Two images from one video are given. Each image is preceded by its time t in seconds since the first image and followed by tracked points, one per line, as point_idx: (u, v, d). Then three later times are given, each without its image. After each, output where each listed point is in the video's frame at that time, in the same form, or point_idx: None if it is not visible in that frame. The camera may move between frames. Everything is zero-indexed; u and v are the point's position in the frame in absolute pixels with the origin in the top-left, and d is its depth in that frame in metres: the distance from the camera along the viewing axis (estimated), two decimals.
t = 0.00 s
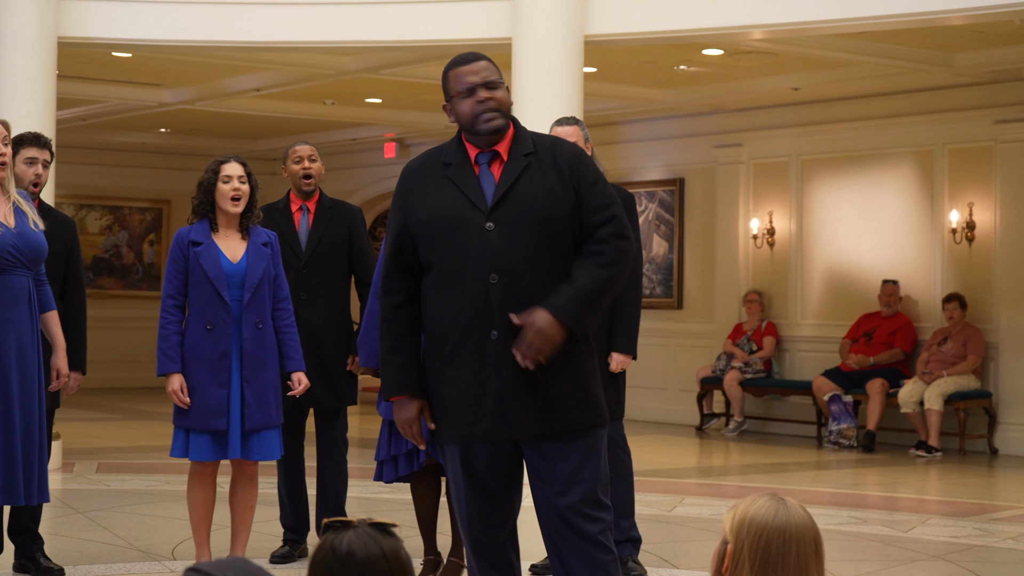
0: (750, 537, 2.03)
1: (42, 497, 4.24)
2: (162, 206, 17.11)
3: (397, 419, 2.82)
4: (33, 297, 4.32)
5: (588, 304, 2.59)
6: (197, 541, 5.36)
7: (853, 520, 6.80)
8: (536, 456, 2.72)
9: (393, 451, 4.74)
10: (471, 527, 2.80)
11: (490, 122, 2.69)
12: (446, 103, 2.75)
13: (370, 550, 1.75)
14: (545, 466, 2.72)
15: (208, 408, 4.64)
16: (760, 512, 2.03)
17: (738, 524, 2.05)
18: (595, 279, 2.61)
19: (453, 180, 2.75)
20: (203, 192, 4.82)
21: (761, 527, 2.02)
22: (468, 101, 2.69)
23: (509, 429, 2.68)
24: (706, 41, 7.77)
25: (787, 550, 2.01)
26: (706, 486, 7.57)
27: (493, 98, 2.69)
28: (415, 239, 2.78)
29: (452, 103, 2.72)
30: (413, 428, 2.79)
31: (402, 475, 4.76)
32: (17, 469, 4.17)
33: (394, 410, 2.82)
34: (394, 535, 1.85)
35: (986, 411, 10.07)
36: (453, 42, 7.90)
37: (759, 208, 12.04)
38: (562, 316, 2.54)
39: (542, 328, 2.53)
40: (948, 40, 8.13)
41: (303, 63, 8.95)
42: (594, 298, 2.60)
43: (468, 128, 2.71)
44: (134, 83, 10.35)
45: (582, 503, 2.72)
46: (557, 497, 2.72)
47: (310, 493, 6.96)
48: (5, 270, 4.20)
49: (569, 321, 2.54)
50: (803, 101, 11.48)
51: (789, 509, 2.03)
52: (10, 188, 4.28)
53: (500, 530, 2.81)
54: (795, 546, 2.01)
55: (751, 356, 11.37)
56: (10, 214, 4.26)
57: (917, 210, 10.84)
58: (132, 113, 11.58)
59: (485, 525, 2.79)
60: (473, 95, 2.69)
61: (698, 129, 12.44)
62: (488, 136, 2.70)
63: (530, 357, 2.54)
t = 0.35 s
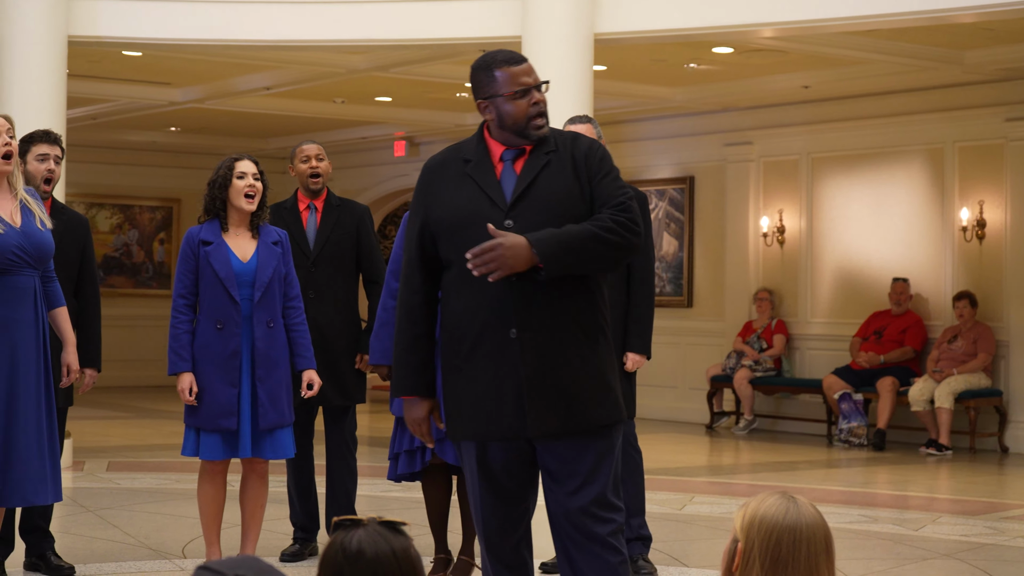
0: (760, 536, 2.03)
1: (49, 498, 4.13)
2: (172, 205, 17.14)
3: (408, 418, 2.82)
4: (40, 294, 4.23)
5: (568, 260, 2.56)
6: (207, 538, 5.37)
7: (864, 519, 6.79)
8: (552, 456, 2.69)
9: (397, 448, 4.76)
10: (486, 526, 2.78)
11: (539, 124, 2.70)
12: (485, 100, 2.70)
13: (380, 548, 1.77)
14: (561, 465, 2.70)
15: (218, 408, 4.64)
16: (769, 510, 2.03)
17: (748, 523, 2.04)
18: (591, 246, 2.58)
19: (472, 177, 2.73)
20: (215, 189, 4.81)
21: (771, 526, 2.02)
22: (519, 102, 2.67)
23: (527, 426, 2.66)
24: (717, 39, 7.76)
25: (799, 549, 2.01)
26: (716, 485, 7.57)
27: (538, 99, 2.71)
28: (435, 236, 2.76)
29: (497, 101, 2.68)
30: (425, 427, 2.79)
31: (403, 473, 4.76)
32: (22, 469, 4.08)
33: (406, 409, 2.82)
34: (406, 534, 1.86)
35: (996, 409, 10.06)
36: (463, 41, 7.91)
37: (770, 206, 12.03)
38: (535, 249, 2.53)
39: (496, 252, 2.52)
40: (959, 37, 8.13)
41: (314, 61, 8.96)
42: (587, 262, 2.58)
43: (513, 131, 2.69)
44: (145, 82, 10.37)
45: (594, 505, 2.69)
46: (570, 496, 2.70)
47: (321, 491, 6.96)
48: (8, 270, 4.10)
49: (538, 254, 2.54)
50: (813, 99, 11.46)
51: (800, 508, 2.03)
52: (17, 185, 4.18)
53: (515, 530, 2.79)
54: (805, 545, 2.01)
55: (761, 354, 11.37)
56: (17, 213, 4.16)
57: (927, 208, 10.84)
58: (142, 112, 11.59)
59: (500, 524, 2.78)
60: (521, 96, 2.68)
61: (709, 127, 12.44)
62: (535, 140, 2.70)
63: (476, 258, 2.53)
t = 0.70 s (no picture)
0: (767, 536, 2.06)
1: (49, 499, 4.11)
2: (180, 205, 17.16)
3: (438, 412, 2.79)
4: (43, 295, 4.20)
5: (626, 274, 2.52)
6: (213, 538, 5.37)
7: (870, 519, 6.79)
8: (572, 456, 2.68)
9: (406, 448, 4.77)
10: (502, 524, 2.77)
11: (572, 110, 2.69)
12: (516, 92, 2.71)
13: (386, 549, 1.78)
14: (579, 467, 2.69)
15: (222, 407, 4.65)
16: (777, 510, 2.07)
17: (755, 524, 2.08)
18: (637, 254, 2.54)
19: (500, 173, 2.71)
20: (224, 188, 4.83)
21: (778, 525, 2.06)
22: (549, 89, 2.67)
23: (549, 426, 2.64)
24: (724, 39, 7.76)
25: (804, 549, 2.04)
26: (722, 485, 7.58)
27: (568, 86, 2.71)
28: (461, 232, 2.73)
29: (528, 91, 2.69)
30: (456, 421, 2.76)
31: (411, 473, 4.75)
32: (23, 471, 4.04)
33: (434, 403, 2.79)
34: (412, 535, 1.85)
35: (1002, 409, 10.06)
36: (470, 40, 7.93)
37: (776, 206, 12.04)
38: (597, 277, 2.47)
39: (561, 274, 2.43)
40: (965, 38, 8.14)
41: (321, 61, 8.98)
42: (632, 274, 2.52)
43: (546, 119, 2.69)
44: (152, 82, 10.39)
45: (612, 508, 2.68)
46: (588, 498, 2.68)
47: (328, 491, 6.97)
48: (11, 271, 4.05)
49: (608, 278, 2.48)
50: (820, 99, 11.46)
51: (806, 508, 2.07)
52: (21, 184, 4.13)
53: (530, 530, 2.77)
54: (812, 546, 2.04)
55: (767, 354, 11.37)
56: (20, 212, 4.10)
57: (933, 208, 10.85)
58: (149, 112, 11.61)
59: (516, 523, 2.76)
60: (552, 83, 2.68)
61: (715, 127, 12.44)
62: (569, 125, 2.69)
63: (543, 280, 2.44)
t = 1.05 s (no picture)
0: (771, 534, 2.12)
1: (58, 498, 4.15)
2: (189, 206, 17.25)
3: (466, 409, 2.81)
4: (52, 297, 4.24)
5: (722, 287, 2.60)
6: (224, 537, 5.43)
7: (875, 517, 6.84)
8: (602, 455, 2.70)
9: (419, 449, 4.83)
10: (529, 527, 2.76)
11: (612, 104, 2.72)
12: (557, 85, 2.75)
13: (393, 546, 1.84)
14: (610, 466, 2.71)
15: (233, 407, 4.71)
16: (781, 509, 2.13)
17: (760, 521, 2.14)
18: (720, 266, 2.61)
19: (539, 169, 2.74)
20: (234, 187, 4.87)
21: (782, 524, 2.11)
22: (590, 82, 2.71)
23: (583, 421, 2.67)
24: (730, 41, 7.81)
25: (809, 547, 2.10)
26: (728, 483, 7.64)
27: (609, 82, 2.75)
28: (499, 228, 2.76)
29: (569, 84, 2.72)
30: (482, 419, 2.77)
31: (426, 473, 4.83)
32: (34, 469, 4.08)
33: (463, 400, 2.81)
34: (419, 533, 1.93)
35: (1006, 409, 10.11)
36: (477, 42, 8.00)
37: (781, 206, 12.09)
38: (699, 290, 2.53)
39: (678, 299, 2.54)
40: (969, 40, 8.19)
41: (331, 63, 9.04)
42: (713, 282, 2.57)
43: (586, 113, 2.72)
44: (162, 84, 10.46)
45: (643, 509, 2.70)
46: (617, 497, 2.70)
47: (337, 489, 7.03)
48: (21, 272, 4.09)
49: (715, 295, 2.56)
50: (825, 100, 11.51)
51: (810, 506, 2.13)
52: (32, 187, 4.20)
53: (556, 531, 2.76)
54: (815, 543, 2.10)
55: (772, 354, 11.42)
56: (32, 215, 4.17)
57: (937, 208, 10.91)
58: (159, 114, 11.68)
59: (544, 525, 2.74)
60: (593, 77, 2.72)
61: (721, 128, 12.50)
62: (609, 119, 2.72)
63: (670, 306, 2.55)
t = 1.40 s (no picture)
0: (775, 532, 2.17)
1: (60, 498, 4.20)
2: (197, 206, 17.33)
3: (495, 404, 2.84)
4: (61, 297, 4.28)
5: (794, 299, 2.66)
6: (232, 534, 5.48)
7: (878, 516, 6.89)
8: (627, 453, 2.75)
9: (425, 449, 4.85)
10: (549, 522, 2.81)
11: (643, 98, 2.79)
12: (589, 81, 2.81)
13: (400, 545, 1.85)
14: (635, 462, 2.75)
15: (239, 406, 4.76)
16: (786, 508, 2.18)
17: (765, 520, 2.19)
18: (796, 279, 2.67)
19: (570, 165, 2.78)
20: (241, 188, 4.92)
21: (786, 523, 2.16)
22: (622, 76, 2.78)
23: (613, 418, 2.72)
24: (734, 43, 7.87)
25: (813, 545, 2.14)
26: (732, 482, 7.69)
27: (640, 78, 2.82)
28: (530, 224, 2.79)
29: (601, 79, 2.79)
30: (513, 414, 2.81)
31: (431, 472, 4.84)
32: (40, 468, 4.13)
33: (493, 395, 2.84)
34: (426, 531, 1.94)
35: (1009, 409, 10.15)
36: (484, 44, 8.06)
37: (785, 207, 12.14)
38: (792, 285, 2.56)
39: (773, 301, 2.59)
40: (973, 41, 8.24)
41: (338, 65, 9.10)
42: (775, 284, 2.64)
43: (619, 107, 2.79)
44: (170, 85, 10.51)
45: (664, 508, 2.75)
46: (639, 496, 2.75)
47: (344, 488, 7.08)
48: (32, 272, 4.13)
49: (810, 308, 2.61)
50: (829, 101, 11.56)
51: (815, 505, 2.17)
52: (45, 188, 4.23)
53: (576, 527, 2.80)
54: (820, 541, 2.15)
55: (777, 353, 11.47)
56: (43, 215, 4.20)
57: (941, 209, 10.95)
58: (167, 116, 11.75)
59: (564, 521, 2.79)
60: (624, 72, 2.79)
61: (726, 129, 12.55)
62: (641, 114, 2.79)
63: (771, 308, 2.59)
